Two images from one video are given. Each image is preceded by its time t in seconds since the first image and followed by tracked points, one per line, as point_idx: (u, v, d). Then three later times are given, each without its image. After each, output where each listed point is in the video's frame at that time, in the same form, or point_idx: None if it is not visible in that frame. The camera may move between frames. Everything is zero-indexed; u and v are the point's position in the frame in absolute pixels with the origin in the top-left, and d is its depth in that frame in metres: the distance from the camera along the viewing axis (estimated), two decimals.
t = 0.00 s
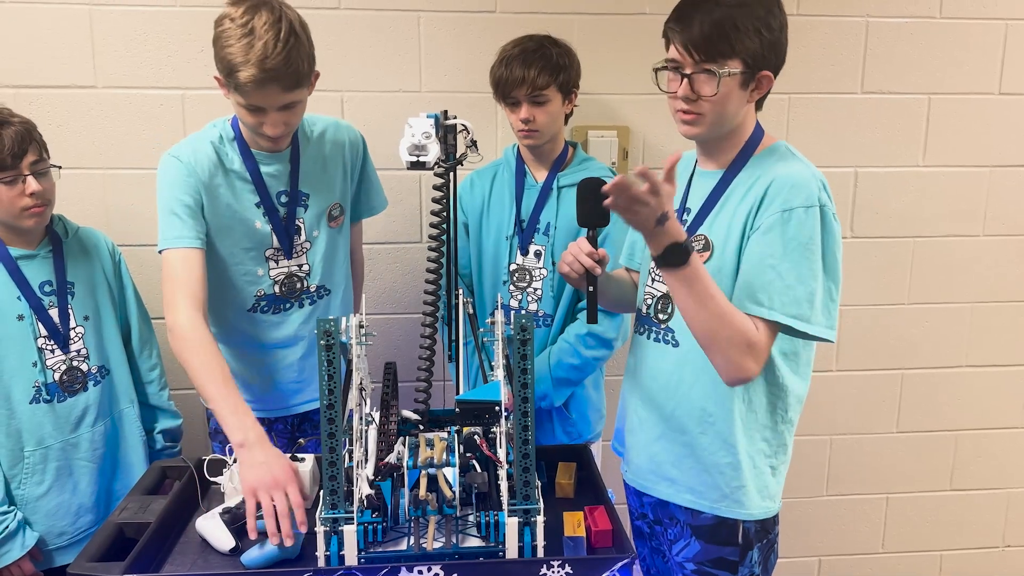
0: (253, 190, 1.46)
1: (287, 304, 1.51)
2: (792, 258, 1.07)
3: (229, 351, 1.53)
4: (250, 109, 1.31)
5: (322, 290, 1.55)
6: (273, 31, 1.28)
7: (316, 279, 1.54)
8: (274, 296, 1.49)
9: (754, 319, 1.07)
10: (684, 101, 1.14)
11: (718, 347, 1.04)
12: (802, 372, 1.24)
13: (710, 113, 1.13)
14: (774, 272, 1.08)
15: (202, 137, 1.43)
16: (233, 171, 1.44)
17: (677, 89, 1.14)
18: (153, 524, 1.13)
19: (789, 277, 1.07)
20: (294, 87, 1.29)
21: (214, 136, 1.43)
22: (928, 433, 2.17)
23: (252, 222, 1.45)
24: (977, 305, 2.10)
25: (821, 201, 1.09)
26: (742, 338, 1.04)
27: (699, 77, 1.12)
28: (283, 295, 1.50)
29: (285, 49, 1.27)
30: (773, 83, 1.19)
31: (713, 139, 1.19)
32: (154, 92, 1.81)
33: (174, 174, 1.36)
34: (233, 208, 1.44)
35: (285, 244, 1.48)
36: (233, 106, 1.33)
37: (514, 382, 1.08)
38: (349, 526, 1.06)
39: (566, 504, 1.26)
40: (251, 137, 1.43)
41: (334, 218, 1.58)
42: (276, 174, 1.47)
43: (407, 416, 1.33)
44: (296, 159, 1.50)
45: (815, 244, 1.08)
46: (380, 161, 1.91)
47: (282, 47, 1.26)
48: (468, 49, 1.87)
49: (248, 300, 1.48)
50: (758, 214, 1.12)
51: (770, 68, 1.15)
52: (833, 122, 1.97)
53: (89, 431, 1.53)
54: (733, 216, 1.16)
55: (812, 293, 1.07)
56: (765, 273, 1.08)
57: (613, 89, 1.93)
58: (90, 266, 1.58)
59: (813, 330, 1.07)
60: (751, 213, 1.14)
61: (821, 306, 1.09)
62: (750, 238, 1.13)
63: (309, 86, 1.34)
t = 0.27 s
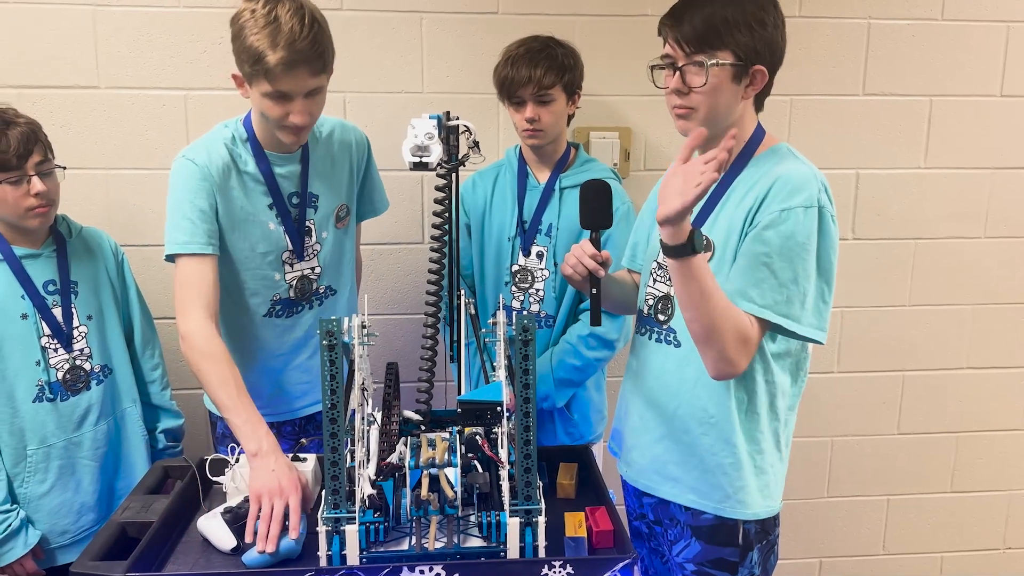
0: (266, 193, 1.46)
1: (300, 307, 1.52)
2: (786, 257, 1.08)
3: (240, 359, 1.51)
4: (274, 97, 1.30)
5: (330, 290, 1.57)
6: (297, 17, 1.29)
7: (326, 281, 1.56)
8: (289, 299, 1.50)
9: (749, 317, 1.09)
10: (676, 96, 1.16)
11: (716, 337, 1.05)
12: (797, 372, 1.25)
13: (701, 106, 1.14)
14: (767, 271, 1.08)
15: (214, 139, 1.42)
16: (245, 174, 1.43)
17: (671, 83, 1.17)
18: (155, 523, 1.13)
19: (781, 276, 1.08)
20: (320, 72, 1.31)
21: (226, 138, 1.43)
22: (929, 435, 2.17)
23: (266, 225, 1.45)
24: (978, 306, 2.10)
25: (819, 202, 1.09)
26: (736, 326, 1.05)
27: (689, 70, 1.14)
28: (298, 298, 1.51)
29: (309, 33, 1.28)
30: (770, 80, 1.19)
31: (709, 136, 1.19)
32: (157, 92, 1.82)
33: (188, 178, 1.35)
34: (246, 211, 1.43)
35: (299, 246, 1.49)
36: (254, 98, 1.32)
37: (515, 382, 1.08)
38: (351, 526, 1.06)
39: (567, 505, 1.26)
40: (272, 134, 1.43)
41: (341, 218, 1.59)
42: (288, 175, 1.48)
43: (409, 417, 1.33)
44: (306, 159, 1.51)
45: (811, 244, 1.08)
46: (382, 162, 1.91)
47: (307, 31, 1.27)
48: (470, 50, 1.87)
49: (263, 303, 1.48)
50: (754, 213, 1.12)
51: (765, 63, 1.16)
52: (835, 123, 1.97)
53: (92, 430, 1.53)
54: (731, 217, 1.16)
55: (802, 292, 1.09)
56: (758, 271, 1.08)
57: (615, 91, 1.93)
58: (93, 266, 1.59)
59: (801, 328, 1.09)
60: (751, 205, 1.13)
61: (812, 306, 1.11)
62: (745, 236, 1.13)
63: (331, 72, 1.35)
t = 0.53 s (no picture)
0: (274, 189, 1.46)
1: (307, 304, 1.52)
2: (794, 261, 1.08)
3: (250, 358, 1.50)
4: (277, 71, 1.33)
5: (336, 287, 1.57)
6: None
7: (332, 278, 1.57)
8: (297, 296, 1.50)
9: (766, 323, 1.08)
10: (673, 93, 1.17)
11: (733, 340, 1.04)
12: (802, 375, 1.24)
13: (698, 102, 1.15)
14: (775, 275, 1.09)
15: (221, 138, 1.43)
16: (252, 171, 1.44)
17: (667, 81, 1.17)
18: (159, 521, 1.14)
19: (790, 281, 1.08)
20: (318, 40, 1.35)
21: (232, 136, 1.44)
22: (930, 436, 2.17)
23: (275, 221, 1.45)
24: (980, 308, 2.10)
25: (823, 204, 1.10)
26: (753, 331, 1.05)
27: (684, 66, 1.15)
28: (305, 295, 1.51)
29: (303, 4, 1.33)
30: (769, 77, 1.19)
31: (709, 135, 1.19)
32: (161, 92, 1.82)
33: (197, 175, 1.36)
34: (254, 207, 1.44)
35: (306, 242, 1.49)
36: (258, 82, 1.36)
37: (519, 382, 1.08)
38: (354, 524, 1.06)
39: (569, 504, 1.26)
40: (277, 127, 1.44)
41: (347, 215, 1.59)
42: (292, 172, 1.48)
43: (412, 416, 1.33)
44: (312, 155, 1.52)
45: (818, 246, 1.09)
46: (384, 162, 1.92)
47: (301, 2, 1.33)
48: (474, 50, 1.87)
49: (272, 301, 1.48)
50: (759, 216, 1.13)
51: (762, 60, 1.16)
52: (838, 124, 1.97)
53: (95, 429, 1.54)
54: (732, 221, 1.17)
55: (813, 294, 1.09)
56: (766, 275, 1.09)
57: (617, 91, 1.93)
58: (97, 265, 1.59)
59: (813, 331, 1.09)
60: (754, 212, 1.13)
61: (822, 307, 1.11)
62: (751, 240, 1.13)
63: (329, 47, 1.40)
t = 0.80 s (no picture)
0: (271, 188, 1.47)
1: (306, 304, 1.52)
2: (797, 254, 1.08)
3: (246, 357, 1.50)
4: (268, 62, 1.34)
5: (336, 288, 1.56)
6: None
7: (332, 278, 1.55)
8: (295, 296, 1.50)
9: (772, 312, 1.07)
10: (680, 99, 1.17)
11: (740, 325, 1.03)
12: (802, 375, 1.24)
13: (705, 108, 1.15)
14: (778, 267, 1.08)
15: (217, 137, 1.44)
16: (249, 170, 1.45)
17: (674, 86, 1.17)
18: (161, 522, 1.13)
19: (795, 275, 1.08)
20: (308, 31, 1.36)
21: (228, 136, 1.45)
22: (931, 438, 2.17)
23: (270, 220, 1.46)
24: (981, 309, 2.10)
25: (826, 200, 1.10)
26: (760, 319, 1.04)
27: (693, 73, 1.15)
28: (304, 294, 1.51)
29: None
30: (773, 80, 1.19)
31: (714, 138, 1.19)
32: (163, 92, 1.82)
33: (191, 175, 1.37)
34: (250, 206, 1.44)
35: (303, 241, 1.49)
36: (251, 77, 1.36)
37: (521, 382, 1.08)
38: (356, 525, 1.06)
39: (571, 505, 1.26)
40: (273, 124, 1.44)
41: (347, 216, 1.58)
42: (290, 171, 1.49)
43: (414, 416, 1.33)
44: (311, 154, 1.52)
45: (819, 242, 1.09)
46: (386, 163, 1.92)
47: None
48: (476, 51, 1.87)
49: (269, 300, 1.48)
50: (762, 212, 1.13)
51: (768, 64, 1.16)
52: (839, 125, 1.97)
53: (97, 429, 1.54)
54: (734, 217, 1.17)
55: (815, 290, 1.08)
56: (769, 268, 1.08)
57: (619, 92, 1.93)
58: (99, 265, 1.59)
59: (812, 326, 1.09)
60: (756, 211, 1.14)
61: (821, 304, 1.11)
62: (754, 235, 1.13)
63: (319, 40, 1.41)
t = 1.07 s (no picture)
0: (255, 190, 1.46)
1: (294, 306, 1.51)
2: (808, 254, 1.08)
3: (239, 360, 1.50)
4: (242, 66, 1.34)
5: (325, 291, 1.55)
6: None
7: (320, 280, 1.54)
8: (282, 298, 1.49)
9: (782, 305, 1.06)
10: (676, 105, 1.19)
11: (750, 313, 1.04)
12: (805, 377, 1.25)
13: (699, 111, 1.16)
14: (789, 265, 1.08)
15: (198, 142, 1.44)
16: (231, 174, 1.45)
17: (669, 93, 1.19)
18: (160, 523, 1.13)
19: (806, 272, 1.07)
20: (279, 30, 1.36)
21: (210, 140, 1.45)
22: (931, 439, 2.17)
23: (254, 222, 1.45)
24: (981, 311, 2.10)
25: (835, 203, 1.11)
26: (772, 312, 1.03)
27: (684, 79, 1.16)
28: (290, 297, 1.50)
29: None
30: (773, 76, 1.17)
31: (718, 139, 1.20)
32: (163, 93, 1.82)
33: (172, 180, 1.37)
34: (234, 210, 1.44)
35: (288, 243, 1.49)
36: (228, 82, 1.37)
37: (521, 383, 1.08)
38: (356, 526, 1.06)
39: (571, 506, 1.26)
40: (252, 126, 1.44)
41: (333, 217, 1.58)
42: (273, 173, 1.49)
43: (414, 417, 1.33)
44: (295, 155, 1.52)
45: (828, 244, 1.09)
46: (386, 163, 1.92)
47: None
48: (476, 52, 1.88)
49: (255, 304, 1.47)
50: (772, 211, 1.13)
51: (762, 62, 1.14)
52: (839, 127, 1.97)
53: (97, 430, 1.53)
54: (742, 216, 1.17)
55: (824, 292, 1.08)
56: (780, 265, 1.08)
57: (619, 93, 1.93)
58: (99, 265, 1.59)
59: (819, 326, 1.09)
60: (765, 210, 1.14)
61: (827, 305, 1.11)
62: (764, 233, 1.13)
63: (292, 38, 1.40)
